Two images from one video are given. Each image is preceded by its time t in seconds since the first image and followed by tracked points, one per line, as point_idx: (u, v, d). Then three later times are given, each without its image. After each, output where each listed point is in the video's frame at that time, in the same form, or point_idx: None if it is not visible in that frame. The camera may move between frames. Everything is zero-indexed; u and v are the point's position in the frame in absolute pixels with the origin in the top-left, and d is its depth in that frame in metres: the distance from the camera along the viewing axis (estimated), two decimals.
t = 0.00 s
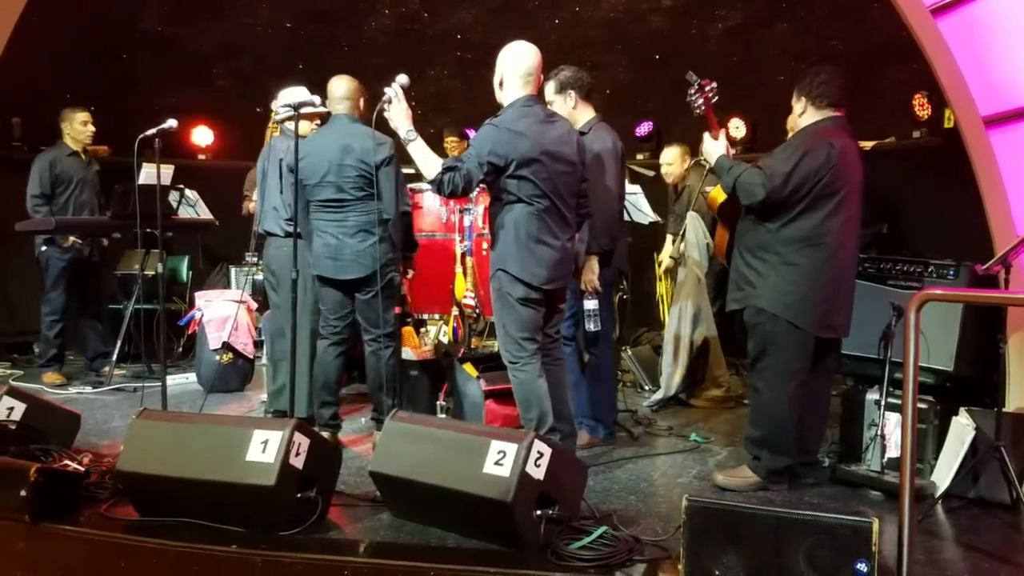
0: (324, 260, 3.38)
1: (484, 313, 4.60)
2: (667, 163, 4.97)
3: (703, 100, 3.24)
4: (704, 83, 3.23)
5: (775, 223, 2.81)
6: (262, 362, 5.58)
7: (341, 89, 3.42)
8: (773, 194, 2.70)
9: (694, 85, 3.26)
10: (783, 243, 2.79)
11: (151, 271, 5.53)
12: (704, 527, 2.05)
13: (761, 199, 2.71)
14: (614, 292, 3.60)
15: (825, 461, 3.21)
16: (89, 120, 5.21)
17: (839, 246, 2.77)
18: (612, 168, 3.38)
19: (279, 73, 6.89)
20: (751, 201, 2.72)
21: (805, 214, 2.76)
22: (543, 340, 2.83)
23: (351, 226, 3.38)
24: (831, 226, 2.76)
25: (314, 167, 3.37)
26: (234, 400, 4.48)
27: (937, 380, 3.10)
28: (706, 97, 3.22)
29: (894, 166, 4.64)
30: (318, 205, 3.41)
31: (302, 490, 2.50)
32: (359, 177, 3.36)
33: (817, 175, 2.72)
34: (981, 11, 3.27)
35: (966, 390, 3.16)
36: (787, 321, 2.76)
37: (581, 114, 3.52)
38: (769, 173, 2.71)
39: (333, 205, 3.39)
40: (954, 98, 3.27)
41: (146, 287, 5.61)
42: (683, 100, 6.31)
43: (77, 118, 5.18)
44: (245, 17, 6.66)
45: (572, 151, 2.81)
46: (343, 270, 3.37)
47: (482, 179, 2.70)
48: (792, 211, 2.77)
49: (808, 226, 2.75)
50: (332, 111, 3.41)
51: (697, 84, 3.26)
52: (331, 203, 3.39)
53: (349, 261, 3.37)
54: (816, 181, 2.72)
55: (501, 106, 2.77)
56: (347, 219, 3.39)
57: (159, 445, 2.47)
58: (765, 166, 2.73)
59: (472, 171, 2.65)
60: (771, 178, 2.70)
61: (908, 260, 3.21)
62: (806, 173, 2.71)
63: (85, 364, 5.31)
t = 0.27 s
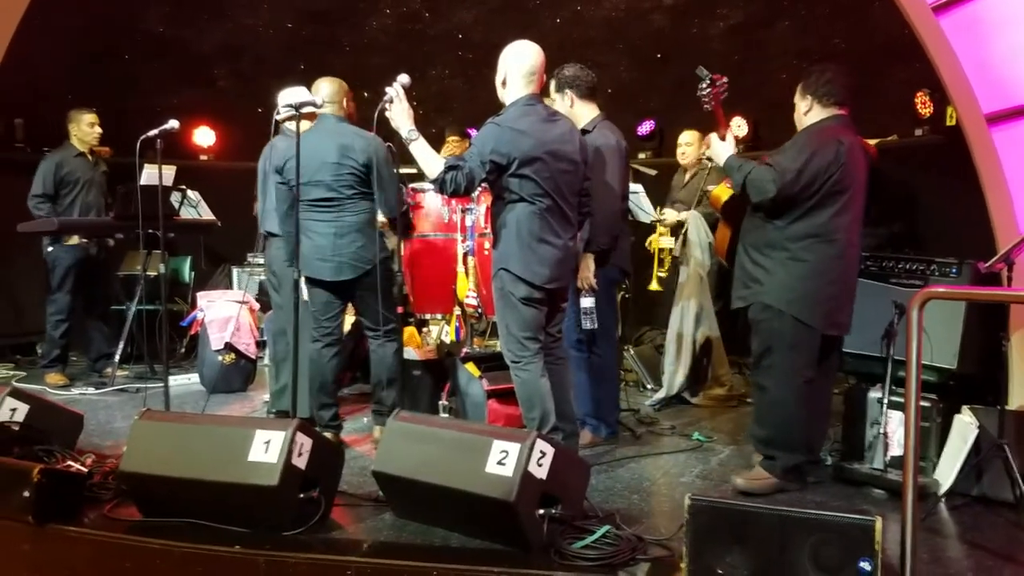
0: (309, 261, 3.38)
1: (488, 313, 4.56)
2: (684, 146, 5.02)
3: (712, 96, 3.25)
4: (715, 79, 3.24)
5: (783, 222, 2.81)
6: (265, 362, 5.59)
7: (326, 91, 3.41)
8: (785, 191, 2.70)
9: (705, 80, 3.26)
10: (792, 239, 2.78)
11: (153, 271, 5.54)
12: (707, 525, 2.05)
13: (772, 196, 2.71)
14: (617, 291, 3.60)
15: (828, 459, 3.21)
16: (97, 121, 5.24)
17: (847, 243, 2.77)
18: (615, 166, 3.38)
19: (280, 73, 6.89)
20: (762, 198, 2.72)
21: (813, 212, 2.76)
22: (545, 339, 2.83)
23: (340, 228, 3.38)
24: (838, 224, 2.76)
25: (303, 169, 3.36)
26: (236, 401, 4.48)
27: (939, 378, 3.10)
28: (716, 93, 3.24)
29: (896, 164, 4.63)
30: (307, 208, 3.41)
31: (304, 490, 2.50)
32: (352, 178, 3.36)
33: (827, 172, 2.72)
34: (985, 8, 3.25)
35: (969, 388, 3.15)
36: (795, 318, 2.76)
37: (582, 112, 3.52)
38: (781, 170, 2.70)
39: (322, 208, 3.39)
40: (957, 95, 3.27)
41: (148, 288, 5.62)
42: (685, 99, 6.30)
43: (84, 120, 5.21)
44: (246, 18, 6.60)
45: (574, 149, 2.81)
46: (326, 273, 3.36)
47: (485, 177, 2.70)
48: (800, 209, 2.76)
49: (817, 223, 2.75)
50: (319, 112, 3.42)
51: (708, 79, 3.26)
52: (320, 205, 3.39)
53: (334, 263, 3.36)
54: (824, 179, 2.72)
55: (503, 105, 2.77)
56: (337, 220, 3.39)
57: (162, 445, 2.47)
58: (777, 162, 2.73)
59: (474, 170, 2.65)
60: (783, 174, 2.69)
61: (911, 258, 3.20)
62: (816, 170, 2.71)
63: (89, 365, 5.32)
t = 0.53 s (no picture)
0: (305, 262, 3.36)
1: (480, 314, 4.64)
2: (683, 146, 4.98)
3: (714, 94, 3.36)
4: (717, 77, 3.35)
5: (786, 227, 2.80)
6: (258, 364, 5.58)
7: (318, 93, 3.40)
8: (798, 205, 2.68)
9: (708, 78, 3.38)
10: (795, 244, 2.78)
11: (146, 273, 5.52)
12: (701, 528, 2.06)
13: (787, 210, 2.69)
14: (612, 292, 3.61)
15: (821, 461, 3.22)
16: (93, 123, 5.22)
17: (845, 246, 2.79)
18: (608, 168, 3.37)
19: (274, 74, 6.88)
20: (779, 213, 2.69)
21: (817, 217, 2.75)
22: (539, 341, 2.83)
23: (339, 228, 3.37)
24: (840, 228, 2.77)
25: (301, 170, 3.35)
26: (230, 403, 4.47)
27: (932, 380, 3.08)
28: (718, 91, 3.35)
29: (889, 167, 4.65)
30: (303, 208, 3.39)
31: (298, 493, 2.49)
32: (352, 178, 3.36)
33: (831, 178, 2.71)
34: (974, 11, 3.27)
35: (961, 391, 3.17)
36: (792, 321, 2.75)
37: (577, 115, 3.51)
38: (790, 181, 2.66)
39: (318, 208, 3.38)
40: (948, 98, 3.32)
41: (141, 290, 5.60)
42: (679, 101, 6.31)
43: (82, 121, 5.20)
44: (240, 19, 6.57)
45: (567, 151, 2.81)
46: (325, 273, 3.35)
47: (479, 180, 2.70)
48: (806, 215, 2.75)
49: (819, 228, 2.75)
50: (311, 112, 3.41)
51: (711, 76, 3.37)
52: (317, 205, 3.38)
53: (332, 264, 3.35)
54: (830, 184, 2.71)
55: (497, 107, 2.77)
56: (335, 221, 3.38)
57: (154, 448, 2.46)
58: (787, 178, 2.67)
59: (468, 172, 2.66)
60: (793, 186, 2.65)
61: (904, 260, 3.22)
62: (823, 178, 2.69)
63: (82, 367, 5.30)
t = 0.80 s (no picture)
0: (324, 262, 3.34)
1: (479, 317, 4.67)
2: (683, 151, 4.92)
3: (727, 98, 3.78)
4: (730, 83, 3.76)
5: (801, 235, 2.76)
6: (259, 367, 5.58)
7: (343, 98, 3.43)
8: (831, 220, 2.65)
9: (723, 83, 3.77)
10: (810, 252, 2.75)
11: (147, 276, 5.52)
12: (702, 531, 2.06)
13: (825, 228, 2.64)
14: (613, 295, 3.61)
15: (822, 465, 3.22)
16: (95, 126, 5.19)
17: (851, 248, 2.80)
18: (610, 170, 3.37)
19: (274, 77, 6.89)
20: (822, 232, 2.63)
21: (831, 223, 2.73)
22: (540, 344, 2.83)
23: (357, 229, 3.38)
24: (850, 233, 2.77)
25: (320, 169, 3.33)
26: (231, 406, 4.47)
27: (934, 384, 3.07)
28: (730, 96, 3.76)
29: (890, 170, 4.64)
30: (321, 209, 3.37)
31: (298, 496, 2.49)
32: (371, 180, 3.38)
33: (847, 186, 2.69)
34: (976, 14, 3.27)
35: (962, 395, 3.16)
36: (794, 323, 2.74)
37: (580, 117, 3.50)
38: (821, 198, 2.61)
39: (336, 209, 3.38)
40: (950, 100, 3.29)
41: (141, 292, 5.60)
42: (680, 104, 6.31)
43: (83, 125, 5.18)
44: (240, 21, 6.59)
45: (568, 154, 2.81)
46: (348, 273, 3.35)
47: (479, 183, 2.70)
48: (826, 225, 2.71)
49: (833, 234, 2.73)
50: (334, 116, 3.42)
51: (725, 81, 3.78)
52: (336, 206, 3.37)
53: (354, 264, 3.36)
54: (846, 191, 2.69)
55: (498, 110, 2.78)
56: (354, 222, 3.39)
57: (154, 451, 2.46)
58: (822, 196, 2.61)
59: (469, 175, 2.67)
60: (826, 203, 2.61)
61: (906, 264, 3.19)
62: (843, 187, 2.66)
63: (82, 369, 5.29)
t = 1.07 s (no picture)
0: (343, 261, 3.36)
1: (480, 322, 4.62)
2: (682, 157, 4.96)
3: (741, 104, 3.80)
4: (750, 90, 3.74)
5: (811, 241, 2.74)
6: (258, 372, 5.58)
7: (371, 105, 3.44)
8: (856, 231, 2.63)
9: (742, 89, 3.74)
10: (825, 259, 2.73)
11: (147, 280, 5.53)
12: (702, 538, 2.05)
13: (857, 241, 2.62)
14: (613, 300, 3.60)
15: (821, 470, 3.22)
16: (95, 130, 5.19)
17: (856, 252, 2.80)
18: (609, 176, 3.38)
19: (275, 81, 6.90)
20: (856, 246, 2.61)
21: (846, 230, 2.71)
22: (540, 349, 2.83)
23: (373, 231, 3.41)
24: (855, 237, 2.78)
25: (345, 169, 3.37)
26: (230, 410, 4.47)
27: (933, 390, 3.03)
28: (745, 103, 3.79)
29: (889, 175, 4.65)
30: (339, 209, 3.39)
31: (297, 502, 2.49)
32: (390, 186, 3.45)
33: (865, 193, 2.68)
34: (976, 19, 3.28)
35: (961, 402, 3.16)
36: (793, 329, 2.73)
37: (581, 123, 3.52)
38: (853, 212, 2.58)
39: (353, 210, 3.40)
40: (949, 107, 3.27)
41: (141, 296, 5.61)
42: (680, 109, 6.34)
43: (82, 129, 5.17)
44: (242, 26, 6.72)
45: (568, 160, 2.81)
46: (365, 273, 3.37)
47: (480, 188, 2.70)
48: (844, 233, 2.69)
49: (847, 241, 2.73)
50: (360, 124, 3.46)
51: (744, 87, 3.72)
52: (355, 207, 3.40)
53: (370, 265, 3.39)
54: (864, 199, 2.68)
55: (498, 115, 2.78)
56: (370, 223, 3.42)
57: (153, 456, 2.46)
58: (852, 208, 2.58)
59: (470, 180, 2.66)
60: (858, 217, 2.59)
61: (905, 269, 3.19)
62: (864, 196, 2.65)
63: (82, 373, 5.29)
